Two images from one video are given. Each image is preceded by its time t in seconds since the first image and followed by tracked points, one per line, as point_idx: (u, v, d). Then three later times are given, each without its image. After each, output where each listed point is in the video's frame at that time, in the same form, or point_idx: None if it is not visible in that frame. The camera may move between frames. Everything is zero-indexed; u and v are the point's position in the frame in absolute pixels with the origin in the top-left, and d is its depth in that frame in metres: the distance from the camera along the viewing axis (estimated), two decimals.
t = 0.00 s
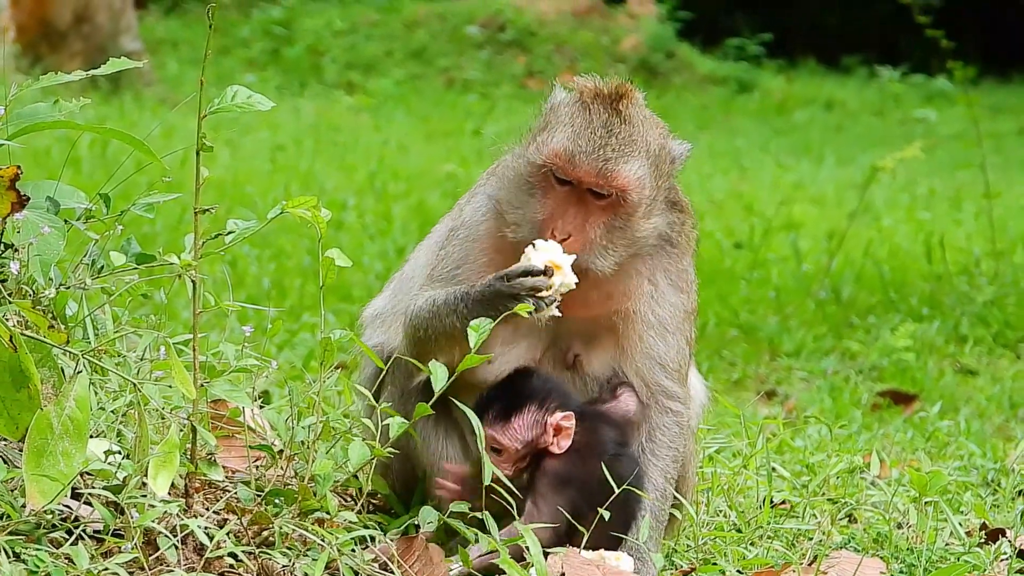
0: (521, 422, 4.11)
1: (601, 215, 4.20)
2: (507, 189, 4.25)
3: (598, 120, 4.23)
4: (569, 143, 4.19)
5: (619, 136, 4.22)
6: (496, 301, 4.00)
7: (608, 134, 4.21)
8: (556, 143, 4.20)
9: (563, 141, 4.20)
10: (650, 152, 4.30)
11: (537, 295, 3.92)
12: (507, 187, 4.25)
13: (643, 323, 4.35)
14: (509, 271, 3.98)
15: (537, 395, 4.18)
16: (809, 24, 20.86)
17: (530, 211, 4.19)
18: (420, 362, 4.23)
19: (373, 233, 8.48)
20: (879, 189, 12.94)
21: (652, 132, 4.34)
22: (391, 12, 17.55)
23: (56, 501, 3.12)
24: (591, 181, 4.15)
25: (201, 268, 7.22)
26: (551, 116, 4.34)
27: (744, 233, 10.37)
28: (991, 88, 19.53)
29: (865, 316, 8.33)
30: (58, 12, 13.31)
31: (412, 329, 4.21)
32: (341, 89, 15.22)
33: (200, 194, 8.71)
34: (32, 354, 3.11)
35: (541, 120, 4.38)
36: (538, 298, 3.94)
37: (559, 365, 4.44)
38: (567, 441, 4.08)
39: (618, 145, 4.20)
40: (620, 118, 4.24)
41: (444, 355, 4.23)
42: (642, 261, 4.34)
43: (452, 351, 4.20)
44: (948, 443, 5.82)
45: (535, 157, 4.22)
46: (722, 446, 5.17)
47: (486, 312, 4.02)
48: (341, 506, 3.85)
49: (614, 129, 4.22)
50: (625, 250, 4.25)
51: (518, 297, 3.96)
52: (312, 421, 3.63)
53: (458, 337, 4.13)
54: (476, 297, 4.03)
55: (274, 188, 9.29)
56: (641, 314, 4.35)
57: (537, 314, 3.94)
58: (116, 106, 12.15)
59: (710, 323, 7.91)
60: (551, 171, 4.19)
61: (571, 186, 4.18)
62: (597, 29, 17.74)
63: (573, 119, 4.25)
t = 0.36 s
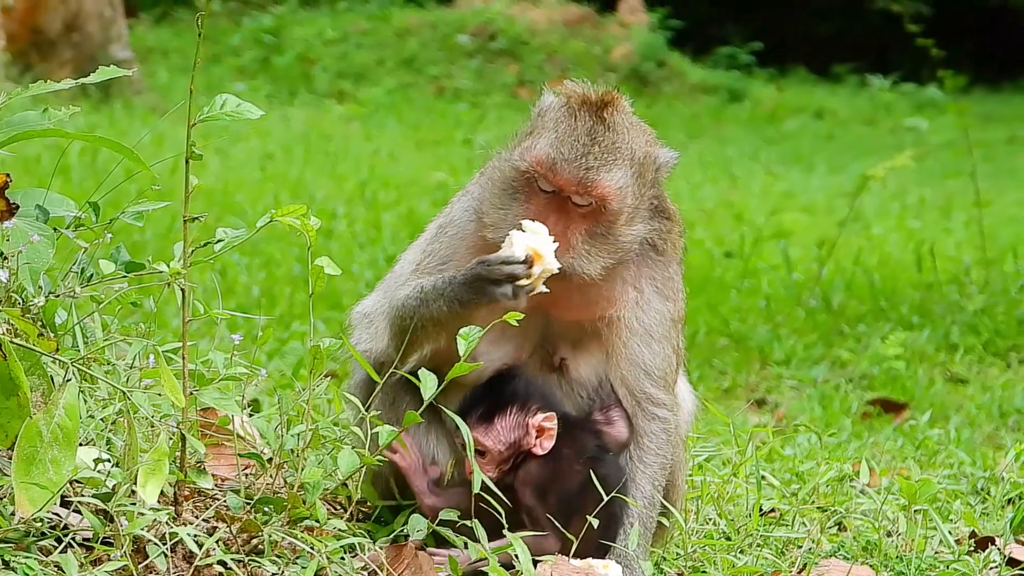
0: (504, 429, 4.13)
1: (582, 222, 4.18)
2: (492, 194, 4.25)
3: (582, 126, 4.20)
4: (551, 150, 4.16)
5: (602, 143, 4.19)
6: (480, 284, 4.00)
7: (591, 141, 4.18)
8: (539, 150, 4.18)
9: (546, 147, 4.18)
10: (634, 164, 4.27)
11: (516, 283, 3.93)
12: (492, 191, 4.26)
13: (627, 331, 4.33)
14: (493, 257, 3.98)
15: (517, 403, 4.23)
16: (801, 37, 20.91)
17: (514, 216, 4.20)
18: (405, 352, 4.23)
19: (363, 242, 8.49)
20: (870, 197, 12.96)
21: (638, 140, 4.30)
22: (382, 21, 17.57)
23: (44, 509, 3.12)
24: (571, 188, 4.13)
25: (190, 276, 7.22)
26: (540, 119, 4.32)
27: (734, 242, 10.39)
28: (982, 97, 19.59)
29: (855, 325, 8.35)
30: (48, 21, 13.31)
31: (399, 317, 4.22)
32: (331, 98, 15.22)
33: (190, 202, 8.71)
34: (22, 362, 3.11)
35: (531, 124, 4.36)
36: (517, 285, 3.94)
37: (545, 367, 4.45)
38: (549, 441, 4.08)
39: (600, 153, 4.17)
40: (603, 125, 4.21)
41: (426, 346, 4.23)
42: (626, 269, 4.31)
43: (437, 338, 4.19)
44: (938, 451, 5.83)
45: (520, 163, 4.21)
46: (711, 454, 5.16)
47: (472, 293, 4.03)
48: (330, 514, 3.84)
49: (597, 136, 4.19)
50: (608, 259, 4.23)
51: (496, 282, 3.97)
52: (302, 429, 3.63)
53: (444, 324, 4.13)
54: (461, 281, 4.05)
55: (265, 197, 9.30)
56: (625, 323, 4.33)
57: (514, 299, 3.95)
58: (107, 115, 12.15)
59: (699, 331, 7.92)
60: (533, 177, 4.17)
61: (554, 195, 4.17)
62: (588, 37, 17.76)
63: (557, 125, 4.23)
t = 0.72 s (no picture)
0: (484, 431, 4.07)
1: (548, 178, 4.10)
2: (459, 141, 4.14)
3: (553, 79, 4.21)
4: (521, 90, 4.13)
5: (576, 103, 4.18)
6: (425, 301, 3.95)
7: (561, 90, 4.17)
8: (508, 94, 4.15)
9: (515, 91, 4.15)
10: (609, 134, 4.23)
11: (458, 303, 3.89)
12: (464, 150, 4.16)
13: (592, 318, 4.27)
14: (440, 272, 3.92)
15: (502, 400, 4.10)
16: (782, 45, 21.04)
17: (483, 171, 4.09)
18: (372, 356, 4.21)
19: (344, 245, 8.49)
20: (851, 204, 13.02)
21: (611, 108, 4.29)
22: (365, 24, 17.57)
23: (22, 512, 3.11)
24: (533, 119, 4.05)
25: (172, 279, 7.22)
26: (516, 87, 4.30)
27: (715, 248, 10.42)
28: (964, 105, 19.70)
29: (835, 332, 8.38)
30: (30, 22, 13.28)
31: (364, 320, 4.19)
32: (313, 101, 15.22)
33: (171, 204, 8.70)
34: (1, 365, 3.11)
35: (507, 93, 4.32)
36: (462, 304, 3.89)
37: (518, 367, 4.27)
38: (531, 444, 4.06)
39: (568, 103, 4.15)
40: (575, 80, 4.21)
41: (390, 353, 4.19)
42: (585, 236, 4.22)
43: (399, 347, 4.16)
44: (916, 459, 5.86)
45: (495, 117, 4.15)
46: (690, 461, 5.18)
47: (418, 309, 3.97)
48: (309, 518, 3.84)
49: (567, 86, 4.18)
50: (563, 206, 4.09)
51: (440, 300, 3.91)
52: (281, 432, 3.64)
53: (404, 332, 4.08)
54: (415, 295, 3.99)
55: (246, 199, 9.29)
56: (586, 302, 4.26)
57: (457, 316, 3.90)
58: (88, 116, 12.12)
59: (680, 337, 7.95)
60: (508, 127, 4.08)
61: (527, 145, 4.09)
62: (571, 42, 17.79)
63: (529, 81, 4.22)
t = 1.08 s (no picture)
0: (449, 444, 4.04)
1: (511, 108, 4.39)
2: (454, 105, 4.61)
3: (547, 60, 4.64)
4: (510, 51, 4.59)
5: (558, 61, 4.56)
6: (380, 297, 3.94)
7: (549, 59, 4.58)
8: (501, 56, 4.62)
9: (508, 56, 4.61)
10: (585, 104, 4.52)
11: (411, 297, 3.88)
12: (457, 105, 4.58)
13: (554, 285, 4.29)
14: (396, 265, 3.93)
15: (461, 415, 4.08)
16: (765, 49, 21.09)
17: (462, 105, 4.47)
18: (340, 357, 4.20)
19: (327, 250, 8.49)
20: (833, 208, 13.07)
21: (598, 94, 4.57)
22: (347, 28, 17.57)
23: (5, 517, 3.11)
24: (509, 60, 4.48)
25: (154, 284, 7.22)
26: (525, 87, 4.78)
27: (697, 253, 10.45)
28: (947, 109, 19.79)
29: (818, 336, 8.41)
30: (12, 27, 13.25)
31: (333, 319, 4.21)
32: (296, 105, 15.22)
33: (154, 209, 8.69)
34: None
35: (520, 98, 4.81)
36: (415, 297, 3.88)
37: (496, 370, 4.27)
38: (494, 456, 4.02)
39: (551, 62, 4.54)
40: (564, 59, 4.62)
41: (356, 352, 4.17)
42: (550, 192, 4.38)
43: (363, 346, 4.15)
44: (899, 464, 5.89)
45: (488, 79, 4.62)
46: (673, 465, 5.19)
47: (375, 305, 3.97)
48: (292, 523, 3.84)
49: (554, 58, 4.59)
50: (521, 136, 4.36)
51: (393, 294, 3.90)
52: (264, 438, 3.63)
53: (366, 328, 4.07)
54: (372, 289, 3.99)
55: (228, 204, 9.28)
56: (551, 274, 4.30)
57: (409, 309, 3.88)
58: (70, 121, 12.10)
59: (662, 342, 7.96)
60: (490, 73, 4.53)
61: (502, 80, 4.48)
62: (553, 47, 17.81)
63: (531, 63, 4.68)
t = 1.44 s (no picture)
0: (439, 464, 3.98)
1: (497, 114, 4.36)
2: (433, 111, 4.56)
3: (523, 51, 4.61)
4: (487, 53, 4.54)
5: (537, 59, 4.53)
6: (359, 304, 3.95)
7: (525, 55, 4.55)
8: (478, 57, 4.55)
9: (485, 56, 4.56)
10: (566, 101, 4.51)
11: (389, 304, 3.89)
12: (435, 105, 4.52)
13: (542, 287, 4.31)
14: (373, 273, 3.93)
15: (444, 432, 4.02)
16: (751, 50, 21.13)
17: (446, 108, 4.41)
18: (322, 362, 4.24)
19: (315, 250, 8.49)
20: (821, 208, 13.10)
21: (576, 86, 4.59)
22: (335, 28, 17.55)
23: None
24: (489, 67, 4.42)
25: (142, 284, 7.21)
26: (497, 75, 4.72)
27: (685, 253, 10.47)
28: (934, 109, 19.84)
29: (805, 336, 8.43)
30: None
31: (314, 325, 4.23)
32: (283, 106, 15.22)
33: (141, 210, 8.68)
34: None
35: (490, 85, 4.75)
36: (392, 304, 3.89)
37: (481, 367, 4.27)
38: (485, 462, 3.96)
39: (531, 61, 4.51)
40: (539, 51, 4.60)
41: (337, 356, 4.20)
42: (539, 194, 4.39)
43: (343, 351, 4.17)
44: (888, 463, 5.90)
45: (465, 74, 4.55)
46: (662, 465, 5.20)
47: (354, 311, 3.98)
48: (282, 523, 3.84)
49: (530, 54, 4.56)
50: (514, 147, 4.34)
51: (370, 302, 3.91)
52: (253, 438, 3.63)
53: (346, 335, 4.09)
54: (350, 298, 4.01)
55: (216, 205, 9.27)
56: (540, 274, 4.32)
57: (388, 315, 3.89)
58: (57, 122, 12.08)
59: (650, 342, 7.98)
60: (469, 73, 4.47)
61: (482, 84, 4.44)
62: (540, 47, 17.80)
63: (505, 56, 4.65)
